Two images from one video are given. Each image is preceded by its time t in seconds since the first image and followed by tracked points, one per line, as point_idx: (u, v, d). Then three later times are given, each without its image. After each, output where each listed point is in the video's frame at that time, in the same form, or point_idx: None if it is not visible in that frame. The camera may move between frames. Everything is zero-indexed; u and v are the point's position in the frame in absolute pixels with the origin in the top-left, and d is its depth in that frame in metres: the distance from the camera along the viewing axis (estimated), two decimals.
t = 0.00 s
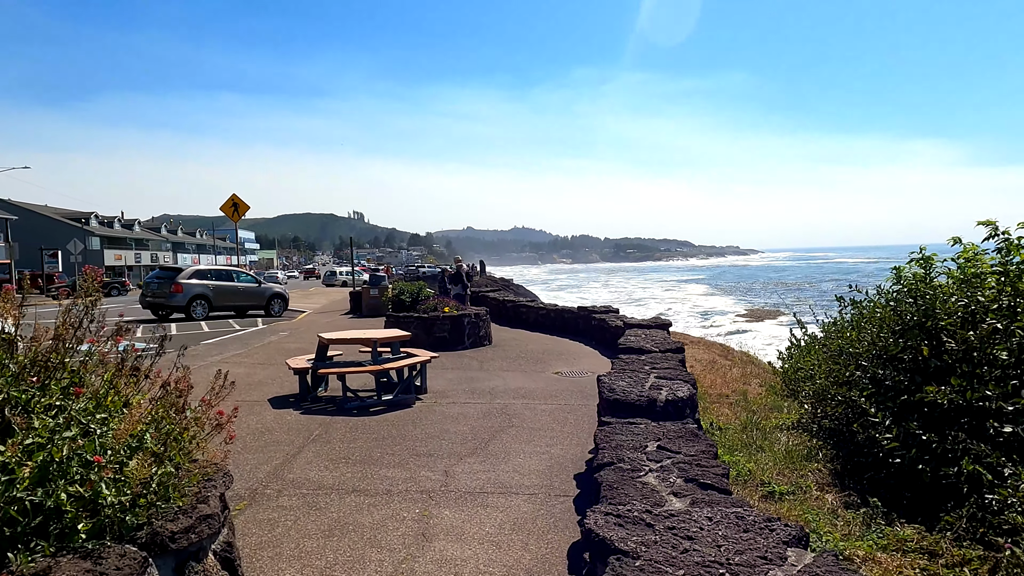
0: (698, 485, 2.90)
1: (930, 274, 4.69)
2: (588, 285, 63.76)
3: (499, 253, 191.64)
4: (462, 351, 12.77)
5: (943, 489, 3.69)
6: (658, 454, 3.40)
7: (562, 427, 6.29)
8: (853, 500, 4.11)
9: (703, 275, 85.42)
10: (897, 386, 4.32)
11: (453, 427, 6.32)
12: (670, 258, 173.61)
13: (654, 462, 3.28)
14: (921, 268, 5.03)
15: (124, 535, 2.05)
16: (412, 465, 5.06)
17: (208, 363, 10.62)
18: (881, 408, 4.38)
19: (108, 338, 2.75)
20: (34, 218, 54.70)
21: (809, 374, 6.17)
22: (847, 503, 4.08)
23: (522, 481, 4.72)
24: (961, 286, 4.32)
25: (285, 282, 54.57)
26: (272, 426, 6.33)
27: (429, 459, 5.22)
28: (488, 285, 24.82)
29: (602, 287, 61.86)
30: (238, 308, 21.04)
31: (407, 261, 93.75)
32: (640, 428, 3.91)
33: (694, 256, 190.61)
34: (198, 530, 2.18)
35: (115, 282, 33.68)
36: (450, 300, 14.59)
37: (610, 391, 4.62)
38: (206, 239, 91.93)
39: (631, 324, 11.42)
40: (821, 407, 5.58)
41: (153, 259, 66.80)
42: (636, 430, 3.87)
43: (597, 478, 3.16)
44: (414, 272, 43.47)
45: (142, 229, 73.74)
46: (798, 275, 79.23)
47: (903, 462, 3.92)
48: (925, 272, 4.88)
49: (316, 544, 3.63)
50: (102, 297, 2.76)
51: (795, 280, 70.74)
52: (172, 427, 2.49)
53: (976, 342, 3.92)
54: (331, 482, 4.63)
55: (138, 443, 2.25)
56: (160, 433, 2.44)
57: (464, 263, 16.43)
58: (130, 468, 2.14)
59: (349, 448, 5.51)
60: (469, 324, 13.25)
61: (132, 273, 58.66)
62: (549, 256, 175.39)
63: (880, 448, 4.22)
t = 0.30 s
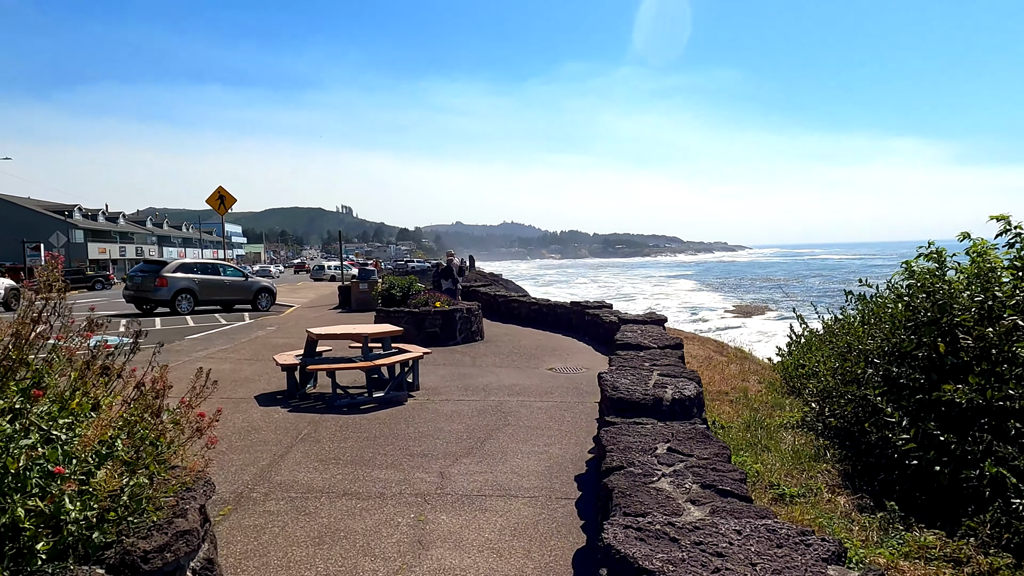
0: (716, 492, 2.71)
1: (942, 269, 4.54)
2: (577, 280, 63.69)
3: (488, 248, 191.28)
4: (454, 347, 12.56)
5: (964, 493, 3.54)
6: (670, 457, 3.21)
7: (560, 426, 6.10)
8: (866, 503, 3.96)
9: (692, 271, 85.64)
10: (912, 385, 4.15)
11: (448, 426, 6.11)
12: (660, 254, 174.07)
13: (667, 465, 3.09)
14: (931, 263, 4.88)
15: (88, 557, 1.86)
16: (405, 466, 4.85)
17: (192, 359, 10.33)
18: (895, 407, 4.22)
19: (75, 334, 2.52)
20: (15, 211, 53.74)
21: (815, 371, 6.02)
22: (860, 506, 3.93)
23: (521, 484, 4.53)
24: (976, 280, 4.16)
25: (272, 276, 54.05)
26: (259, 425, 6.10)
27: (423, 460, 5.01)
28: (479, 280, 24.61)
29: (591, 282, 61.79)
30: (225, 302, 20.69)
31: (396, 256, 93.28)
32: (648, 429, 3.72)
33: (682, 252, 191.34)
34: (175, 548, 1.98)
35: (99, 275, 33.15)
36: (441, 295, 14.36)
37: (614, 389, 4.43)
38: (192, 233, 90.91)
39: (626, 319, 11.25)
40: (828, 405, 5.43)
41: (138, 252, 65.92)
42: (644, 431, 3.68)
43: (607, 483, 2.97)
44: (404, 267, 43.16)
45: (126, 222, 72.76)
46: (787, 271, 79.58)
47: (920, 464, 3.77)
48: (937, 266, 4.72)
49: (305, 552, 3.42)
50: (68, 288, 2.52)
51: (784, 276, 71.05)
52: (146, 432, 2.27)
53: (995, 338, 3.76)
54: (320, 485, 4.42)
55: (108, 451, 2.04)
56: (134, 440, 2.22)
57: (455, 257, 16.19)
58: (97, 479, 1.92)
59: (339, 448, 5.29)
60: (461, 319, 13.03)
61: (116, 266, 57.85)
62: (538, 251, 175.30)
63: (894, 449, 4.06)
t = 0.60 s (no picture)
0: (728, 505, 2.48)
1: (950, 262, 4.35)
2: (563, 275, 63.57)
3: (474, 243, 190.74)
4: (440, 342, 12.28)
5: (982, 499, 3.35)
6: (673, 464, 2.98)
7: (551, 425, 5.86)
8: (875, 508, 3.77)
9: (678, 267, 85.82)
10: (922, 384, 3.95)
11: (433, 426, 5.85)
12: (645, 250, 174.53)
13: (671, 473, 2.86)
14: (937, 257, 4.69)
15: None
16: (388, 469, 4.59)
17: (168, 354, 9.96)
18: (904, 408, 4.01)
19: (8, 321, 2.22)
20: None
21: (814, 368, 5.83)
22: (869, 512, 3.73)
23: (511, 488, 4.29)
24: (986, 275, 3.98)
25: (255, 270, 53.34)
26: (234, 424, 5.79)
27: (407, 462, 4.75)
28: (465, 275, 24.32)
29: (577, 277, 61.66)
30: (205, 295, 20.23)
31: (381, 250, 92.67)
32: (647, 432, 3.48)
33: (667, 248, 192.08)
34: None
35: (77, 268, 32.46)
36: (427, 289, 14.07)
37: (610, 389, 4.20)
38: (174, 226, 89.59)
39: (616, 315, 11.03)
40: (829, 404, 5.24)
41: (117, 245, 64.79)
42: (643, 434, 3.45)
43: (607, 493, 2.73)
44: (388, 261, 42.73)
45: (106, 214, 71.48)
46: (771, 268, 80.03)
47: (934, 469, 3.58)
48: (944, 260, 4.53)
49: (278, 565, 3.16)
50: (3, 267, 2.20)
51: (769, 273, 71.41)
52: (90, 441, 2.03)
53: (1011, 335, 3.56)
54: (298, 490, 4.14)
55: (39, 465, 1.82)
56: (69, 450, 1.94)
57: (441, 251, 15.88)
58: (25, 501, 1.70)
59: (319, 450, 5.02)
60: (447, 314, 12.75)
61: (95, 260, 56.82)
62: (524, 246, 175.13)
63: (904, 452, 3.86)
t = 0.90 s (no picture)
0: (737, 523, 2.26)
1: (954, 257, 4.17)
2: (545, 271, 63.41)
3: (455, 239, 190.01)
4: (421, 340, 11.98)
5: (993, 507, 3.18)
6: (672, 475, 2.75)
7: (536, 427, 5.61)
8: (878, 516, 3.58)
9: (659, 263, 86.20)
10: (927, 385, 3.77)
11: (413, 428, 5.59)
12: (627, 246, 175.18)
13: (670, 485, 2.63)
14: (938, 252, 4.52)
15: None
16: (365, 477, 4.31)
17: (136, 354, 9.54)
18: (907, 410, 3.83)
19: None
20: None
21: (809, 366, 5.64)
22: (873, 520, 3.55)
23: (496, 496, 4.04)
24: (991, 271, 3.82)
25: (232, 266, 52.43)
26: (201, 428, 5.48)
27: (385, 469, 4.48)
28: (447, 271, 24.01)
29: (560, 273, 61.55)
30: (179, 292, 19.71)
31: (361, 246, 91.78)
32: (642, 438, 3.25)
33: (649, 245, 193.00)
34: None
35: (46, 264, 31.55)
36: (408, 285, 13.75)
37: (601, 390, 3.96)
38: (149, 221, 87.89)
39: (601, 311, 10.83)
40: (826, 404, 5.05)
41: (90, 240, 63.32)
42: (637, 441, 3.22)
43: (602, 508, 2.50)
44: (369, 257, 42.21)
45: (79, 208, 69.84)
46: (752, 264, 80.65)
47: (941, 475, 3.40)
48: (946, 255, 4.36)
49: None
50: None
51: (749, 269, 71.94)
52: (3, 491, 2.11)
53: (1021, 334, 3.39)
54: (266, 501, 3.85)
55: None
56: None
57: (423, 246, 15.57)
58: None
59: (291, 456, 4.72)
60: (428, 311, 12.46)
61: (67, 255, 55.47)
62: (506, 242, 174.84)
63: (908, 456, 3.68)
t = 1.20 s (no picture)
0: (756, 538, 2.07)
1: (960, 247, 4.01)
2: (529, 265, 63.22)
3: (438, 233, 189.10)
4: (404, 334, 11.72)
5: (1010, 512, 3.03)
6: (678, 482, 2.55)
7: (525, 425, 5.40)
8: (887, 520, 3.42)
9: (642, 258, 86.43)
10: (936, 382, 3.60)
11: (396, 428, 5.34)
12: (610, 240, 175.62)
13: (678, 493, 2.43)
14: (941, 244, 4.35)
15: None
16: (346, 481, 4.07)
17: (107, 349, 9.16)
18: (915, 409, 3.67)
19: None
20: None
21: (806, 362, 5.49)
22: (881, 524, 3.38)
23: (486, 501, 3.81)
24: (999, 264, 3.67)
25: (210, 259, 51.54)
26: (172, 429, 5.19)
27: (367, 472, 4.23)
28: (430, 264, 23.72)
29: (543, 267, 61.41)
30: (155, 285, 19.22)
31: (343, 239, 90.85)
32: (642, 441, 3.05)
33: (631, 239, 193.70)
34: None
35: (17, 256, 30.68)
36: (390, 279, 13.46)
37: (596, 389, 3.75)
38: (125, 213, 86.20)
39: (588, 305, 10.64)
40: (826, 401, 4.89)
41: (64, 232, 61.88)
42: (638, 444, 3.01)
43: (604, 520, 2.29)
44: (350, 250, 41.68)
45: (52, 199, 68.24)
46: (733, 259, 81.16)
47: (954, 477, 3.24)
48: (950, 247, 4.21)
49: None
50: None
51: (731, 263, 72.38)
52: None
53: None
54: (239, 509, 3.59)
55: None
56: None
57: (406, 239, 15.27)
58: None
59: (267, 459, 4.46)
60: (412, 305, 12.18)
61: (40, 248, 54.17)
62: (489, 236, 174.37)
63: (918, 457, 3.52)
